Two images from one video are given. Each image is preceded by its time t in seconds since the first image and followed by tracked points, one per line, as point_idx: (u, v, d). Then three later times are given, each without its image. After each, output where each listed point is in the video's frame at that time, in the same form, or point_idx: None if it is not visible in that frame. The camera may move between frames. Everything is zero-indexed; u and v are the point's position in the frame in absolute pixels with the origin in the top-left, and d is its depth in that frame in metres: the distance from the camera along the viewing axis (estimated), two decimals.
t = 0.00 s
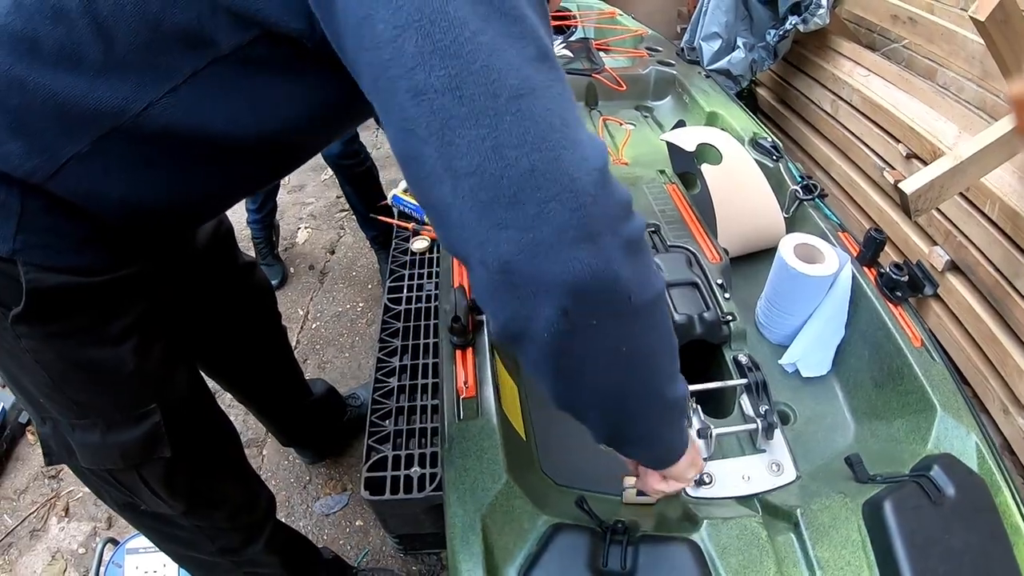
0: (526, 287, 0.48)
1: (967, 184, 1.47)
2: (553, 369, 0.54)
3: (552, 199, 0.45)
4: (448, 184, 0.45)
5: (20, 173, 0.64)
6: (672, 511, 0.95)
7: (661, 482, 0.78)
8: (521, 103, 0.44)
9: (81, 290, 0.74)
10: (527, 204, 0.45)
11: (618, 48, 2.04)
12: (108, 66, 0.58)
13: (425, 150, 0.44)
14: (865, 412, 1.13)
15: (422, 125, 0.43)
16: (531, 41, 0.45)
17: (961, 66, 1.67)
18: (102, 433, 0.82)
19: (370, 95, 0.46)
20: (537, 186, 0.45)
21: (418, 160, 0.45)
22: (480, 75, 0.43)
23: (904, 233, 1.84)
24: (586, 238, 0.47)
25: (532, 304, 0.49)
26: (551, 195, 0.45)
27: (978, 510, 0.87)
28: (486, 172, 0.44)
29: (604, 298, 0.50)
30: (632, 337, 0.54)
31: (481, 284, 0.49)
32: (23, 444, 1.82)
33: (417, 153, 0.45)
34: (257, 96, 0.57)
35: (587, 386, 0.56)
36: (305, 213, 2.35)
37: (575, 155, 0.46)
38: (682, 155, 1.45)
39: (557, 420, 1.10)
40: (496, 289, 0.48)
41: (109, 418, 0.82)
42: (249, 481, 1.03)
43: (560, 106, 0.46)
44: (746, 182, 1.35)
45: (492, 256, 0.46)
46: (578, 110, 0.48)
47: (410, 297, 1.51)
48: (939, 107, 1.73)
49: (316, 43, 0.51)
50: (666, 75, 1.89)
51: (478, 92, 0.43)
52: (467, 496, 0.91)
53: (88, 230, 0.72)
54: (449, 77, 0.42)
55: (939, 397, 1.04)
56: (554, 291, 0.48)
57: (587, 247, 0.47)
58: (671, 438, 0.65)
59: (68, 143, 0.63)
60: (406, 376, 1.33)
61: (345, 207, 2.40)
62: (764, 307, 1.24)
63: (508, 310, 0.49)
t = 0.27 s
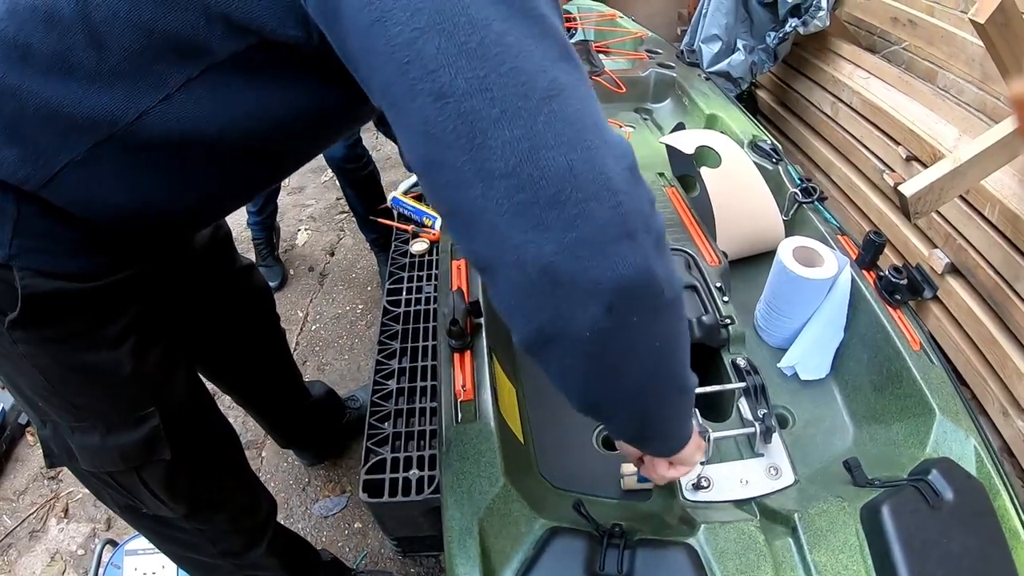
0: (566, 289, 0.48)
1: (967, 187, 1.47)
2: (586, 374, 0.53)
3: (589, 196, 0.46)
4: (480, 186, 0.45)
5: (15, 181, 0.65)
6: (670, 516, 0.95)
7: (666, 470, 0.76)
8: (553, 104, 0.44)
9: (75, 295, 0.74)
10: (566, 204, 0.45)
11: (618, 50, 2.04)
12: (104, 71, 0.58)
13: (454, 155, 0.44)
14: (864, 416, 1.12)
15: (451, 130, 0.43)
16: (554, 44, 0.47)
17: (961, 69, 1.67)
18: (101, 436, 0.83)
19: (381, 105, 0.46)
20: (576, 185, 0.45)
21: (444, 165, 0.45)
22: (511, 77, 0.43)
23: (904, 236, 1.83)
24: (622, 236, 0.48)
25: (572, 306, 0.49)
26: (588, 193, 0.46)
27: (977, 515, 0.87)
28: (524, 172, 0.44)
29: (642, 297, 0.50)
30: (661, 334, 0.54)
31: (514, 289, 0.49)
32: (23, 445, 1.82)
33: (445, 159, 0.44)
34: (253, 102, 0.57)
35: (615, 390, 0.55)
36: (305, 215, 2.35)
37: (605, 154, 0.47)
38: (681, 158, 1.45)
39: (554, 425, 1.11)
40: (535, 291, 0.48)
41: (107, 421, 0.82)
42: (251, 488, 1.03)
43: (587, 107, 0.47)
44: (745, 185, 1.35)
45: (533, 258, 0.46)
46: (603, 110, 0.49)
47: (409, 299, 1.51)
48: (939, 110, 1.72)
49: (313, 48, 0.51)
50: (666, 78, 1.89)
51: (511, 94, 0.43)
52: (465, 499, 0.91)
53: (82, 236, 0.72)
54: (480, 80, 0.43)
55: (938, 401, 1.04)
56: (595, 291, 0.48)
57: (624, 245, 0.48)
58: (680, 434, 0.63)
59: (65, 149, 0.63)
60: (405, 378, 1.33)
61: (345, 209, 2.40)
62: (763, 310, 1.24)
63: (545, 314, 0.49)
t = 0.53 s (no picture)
0: (599, 276, 0.47)
1: (965, 187, 1.46)
2: (616, 367, 0.53)
3: (618, 179, 0.46)
4: (508, 174, 0.44)
5: (10, 188, 0.64)
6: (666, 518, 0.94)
7: (673, 470, 0.76)
8: (577, 89, 0.45)
9: (71, 303, 0.74)
10: (596, 188, 0.45)
11: (616, 51, 2.04)
12: (98, 77, 0.58)
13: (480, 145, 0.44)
14: (861, 417, 1.12)
15: (476, 119, 0.43)
16: (569, 35, 0.47)
17: (959, 69, 1.67)
18: (99, 443, 0.82)
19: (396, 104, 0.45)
20: (605, 167, 0.45)
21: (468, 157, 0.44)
22: (534, 64, 0.43)
23: (902, 236, 1.83)
24: (650, 220, 0.48)
25: (605, 293, 0.48)
26: (615, 178, 0.46)
27: (974, 517, 0.87)
28: (554, 157, 0.44)
29: (672, 281, 0.50)
30: (685, 323, 0.53)
31: (544, 279, 0.48)
32: (21, 447, 1.82)
33: (470, 150, 0.44)
34: (249, 105, 0.58)
35: (641, 383, 0.55)
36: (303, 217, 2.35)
37: (626, 140, 0.47)
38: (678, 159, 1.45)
39: (550, 426, 1.11)
40: (565, 280, 0.48)
41: (105, 427, 0.81)
42: (250, 494, 1.03)
43: (605, 95, 0.47)
44: (742, 187, 1.35)
45: (564, 245, 0.46)
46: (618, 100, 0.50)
47: (406, 301, 1.51)
48: (937, 110, 1.72)
49: (314, 50, 0.51)
50: (664, 79, 1.89)
51: (536, 80, 0.43)
52: (460, 501, 0.91)
53: (74, 242, 0.72)
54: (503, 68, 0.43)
55: (935, 403, 1.04)
56: (626, 277, 0.48)
57: (652, 228, 0.48)
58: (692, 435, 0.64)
59: (60, 156, 0.63)
60: (402, 380, 1.33)
61: (343, 211, 2.40)
62: (760, 312, 1.24)
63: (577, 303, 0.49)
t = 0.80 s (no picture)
0: (595, 286, 0.47)
1: (963, 187, 1.46)
2: (611, 367, 0.53)
3: (618, 192, 0.45)
4: (509, 184, 0.44)
5: (6, 195, 0.64)
6: (661, 520, 0.95)
7: (664, 460, 0.76)
8: (578, 100, 0.44)
9: (68, 307, 0.74)
10: (596, 199, 0.45)
11: (613, 52, 2.04)
12: (93, 80, 0.57)
13: (480, 155, 0.43)
14: (859, 418, 1.12)
15: (476, 131, 0.43)
16: (569, 43, 0.46)
17: (957, 69, 1.67)
18: (98, 447, 0.82)
19: (395, 110, 0.45)
20: (605, 179, 0.45)
21: (466, 166, 0.44)
22: (536, 76, 0.42)
23: (900, 236, 1.83)
24: (648, 231, 0.47)
25: (603, 301, 0.48)
26: (616, 189, 0.45)
27: (972, 518, 0.86)
28: (555, 168, 0.43)
29: (668, 291, 0.50)
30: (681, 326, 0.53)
31: (542, 285, 0.48)
32: (19, 448, 1.82)
33: (469, 161, 0.44)
34: (247, 111, 0.58)
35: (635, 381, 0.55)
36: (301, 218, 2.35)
37: (627, 152, 0.47)
38: (674, 159, 1.45)
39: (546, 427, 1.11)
40: (562, 288, 0.48)
41: (104, 432, 0.81)
42: (249, 495, 1.02)
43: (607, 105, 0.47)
44: (739, 188, 1.34)
45: (563, 255, 0.46)
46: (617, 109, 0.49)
47: (402, 302, 1.51)
48: (935, 110, 1.72)
49: (315, 57, 0.51)
50: (661, 79, 1.88)
51: (538, 92, 0.43)
52: (454, 503, 0.91)
53: (68, 247, 0.71)
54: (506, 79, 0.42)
55: (933, 404, 1.03)
56: (625, 286, 0.48)
57: (651, 240, 0.48)
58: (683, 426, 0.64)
59: (53, 159, 0.63)
60: (399, 381, 1.33)
61: (340, 212, 2.40)
62: (756, 312, 1.24)
63: (574, 309, 0.48)
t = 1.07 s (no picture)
0: (590, 276, 0.47)
1: (963, 189, 1.46)
2: (607, 362, 0.52)
3: (609, 184, 0.45)
4: (501, 176, 0.44)
5: (9, 197, 0.65)
6: (659, 524, 0.94)
7: (666, 472, 0.76)
8: (568, 90, 0.44)
9: (69, 310, 0.73)
10: (588, 189, 0.44)
11: (612, 54, 2.04)
12: (93, 83, 0.57)
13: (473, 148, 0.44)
14: (858, 421, 1.12)
15: (469, 123, 0.43)
16: (563, 36, 0.46)
17: (957, 70, 1.66)
18: (102, 451, 0.82)
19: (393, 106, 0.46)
20: (595, 170, 0.44)
21: (463, 160, 0.44)
22: (526, 68, 0.42)
23: (900, 238, 1.83)
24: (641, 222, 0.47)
25: (596, 293, 0.48)
26: (607, 180, 0.45)
27: (971, 522, 0.86)
28: (545, 159, 0.43)
29: (663, 281, 0.50)
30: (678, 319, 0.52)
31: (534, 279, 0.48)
32: (19, 451, 1.82)
33: (463, 151, 0.44)
34: (247, 110, 0.57)
35: (633, 378, 0.54)
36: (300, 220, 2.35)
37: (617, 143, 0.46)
38: (673, 161, 1.45)
39: (545, 430, 1.11)
40: (555, 279, 0.47)
41: (106, 436, 0.81)
42: (252, 495, 1.02)
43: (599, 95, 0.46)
44: (739, 191, 1.34)
45: (554, 245, 0.45)
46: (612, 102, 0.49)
47: (402, 305, 1.50)
48: (935, 111, 1.72)
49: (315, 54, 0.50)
50: (660, 81, 1.88)
51: (528, 83, 0.42)
52: (452, 507, 0.90)
53: (68, 249, 0.72)
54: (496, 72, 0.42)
55: (933, 406, 1.03)
56: (618, 278, 0.47)
57: (643, 233, 0.47)
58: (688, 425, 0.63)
59: (53, 163, 0.63)
60: (398, 384, 1.33)
61: (340, 214, 2.40)
62: (756, 315, 1.24)
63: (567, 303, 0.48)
